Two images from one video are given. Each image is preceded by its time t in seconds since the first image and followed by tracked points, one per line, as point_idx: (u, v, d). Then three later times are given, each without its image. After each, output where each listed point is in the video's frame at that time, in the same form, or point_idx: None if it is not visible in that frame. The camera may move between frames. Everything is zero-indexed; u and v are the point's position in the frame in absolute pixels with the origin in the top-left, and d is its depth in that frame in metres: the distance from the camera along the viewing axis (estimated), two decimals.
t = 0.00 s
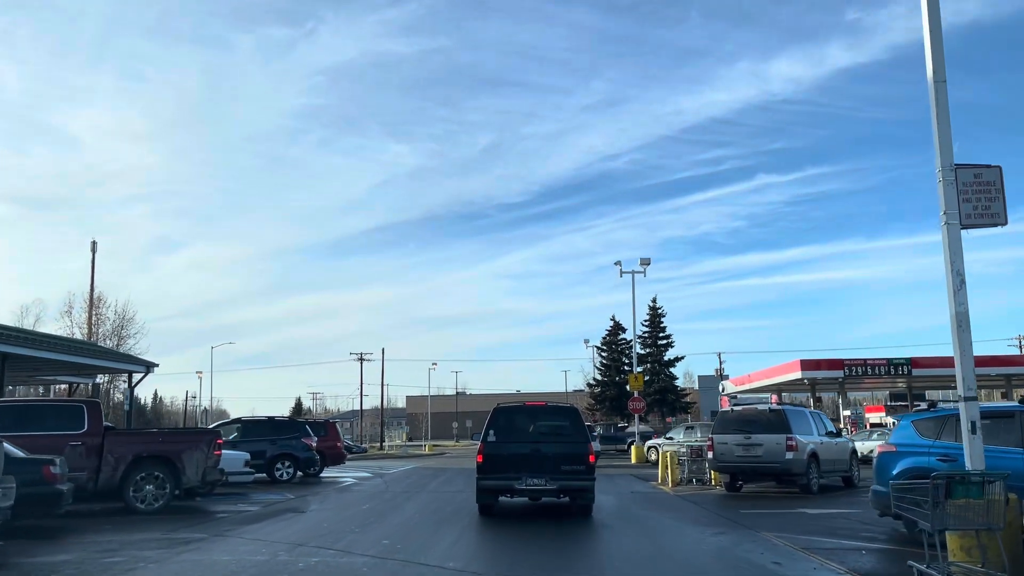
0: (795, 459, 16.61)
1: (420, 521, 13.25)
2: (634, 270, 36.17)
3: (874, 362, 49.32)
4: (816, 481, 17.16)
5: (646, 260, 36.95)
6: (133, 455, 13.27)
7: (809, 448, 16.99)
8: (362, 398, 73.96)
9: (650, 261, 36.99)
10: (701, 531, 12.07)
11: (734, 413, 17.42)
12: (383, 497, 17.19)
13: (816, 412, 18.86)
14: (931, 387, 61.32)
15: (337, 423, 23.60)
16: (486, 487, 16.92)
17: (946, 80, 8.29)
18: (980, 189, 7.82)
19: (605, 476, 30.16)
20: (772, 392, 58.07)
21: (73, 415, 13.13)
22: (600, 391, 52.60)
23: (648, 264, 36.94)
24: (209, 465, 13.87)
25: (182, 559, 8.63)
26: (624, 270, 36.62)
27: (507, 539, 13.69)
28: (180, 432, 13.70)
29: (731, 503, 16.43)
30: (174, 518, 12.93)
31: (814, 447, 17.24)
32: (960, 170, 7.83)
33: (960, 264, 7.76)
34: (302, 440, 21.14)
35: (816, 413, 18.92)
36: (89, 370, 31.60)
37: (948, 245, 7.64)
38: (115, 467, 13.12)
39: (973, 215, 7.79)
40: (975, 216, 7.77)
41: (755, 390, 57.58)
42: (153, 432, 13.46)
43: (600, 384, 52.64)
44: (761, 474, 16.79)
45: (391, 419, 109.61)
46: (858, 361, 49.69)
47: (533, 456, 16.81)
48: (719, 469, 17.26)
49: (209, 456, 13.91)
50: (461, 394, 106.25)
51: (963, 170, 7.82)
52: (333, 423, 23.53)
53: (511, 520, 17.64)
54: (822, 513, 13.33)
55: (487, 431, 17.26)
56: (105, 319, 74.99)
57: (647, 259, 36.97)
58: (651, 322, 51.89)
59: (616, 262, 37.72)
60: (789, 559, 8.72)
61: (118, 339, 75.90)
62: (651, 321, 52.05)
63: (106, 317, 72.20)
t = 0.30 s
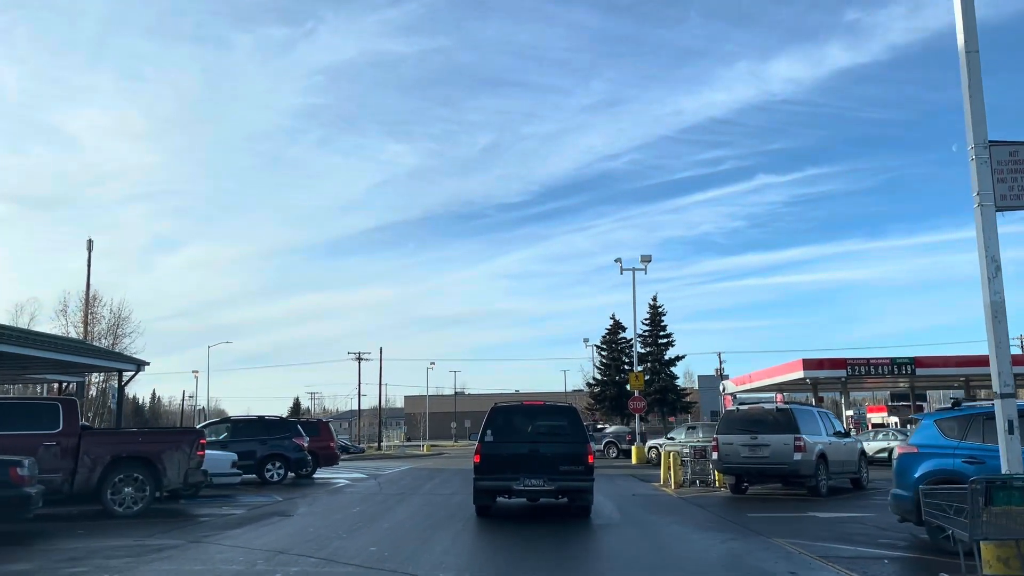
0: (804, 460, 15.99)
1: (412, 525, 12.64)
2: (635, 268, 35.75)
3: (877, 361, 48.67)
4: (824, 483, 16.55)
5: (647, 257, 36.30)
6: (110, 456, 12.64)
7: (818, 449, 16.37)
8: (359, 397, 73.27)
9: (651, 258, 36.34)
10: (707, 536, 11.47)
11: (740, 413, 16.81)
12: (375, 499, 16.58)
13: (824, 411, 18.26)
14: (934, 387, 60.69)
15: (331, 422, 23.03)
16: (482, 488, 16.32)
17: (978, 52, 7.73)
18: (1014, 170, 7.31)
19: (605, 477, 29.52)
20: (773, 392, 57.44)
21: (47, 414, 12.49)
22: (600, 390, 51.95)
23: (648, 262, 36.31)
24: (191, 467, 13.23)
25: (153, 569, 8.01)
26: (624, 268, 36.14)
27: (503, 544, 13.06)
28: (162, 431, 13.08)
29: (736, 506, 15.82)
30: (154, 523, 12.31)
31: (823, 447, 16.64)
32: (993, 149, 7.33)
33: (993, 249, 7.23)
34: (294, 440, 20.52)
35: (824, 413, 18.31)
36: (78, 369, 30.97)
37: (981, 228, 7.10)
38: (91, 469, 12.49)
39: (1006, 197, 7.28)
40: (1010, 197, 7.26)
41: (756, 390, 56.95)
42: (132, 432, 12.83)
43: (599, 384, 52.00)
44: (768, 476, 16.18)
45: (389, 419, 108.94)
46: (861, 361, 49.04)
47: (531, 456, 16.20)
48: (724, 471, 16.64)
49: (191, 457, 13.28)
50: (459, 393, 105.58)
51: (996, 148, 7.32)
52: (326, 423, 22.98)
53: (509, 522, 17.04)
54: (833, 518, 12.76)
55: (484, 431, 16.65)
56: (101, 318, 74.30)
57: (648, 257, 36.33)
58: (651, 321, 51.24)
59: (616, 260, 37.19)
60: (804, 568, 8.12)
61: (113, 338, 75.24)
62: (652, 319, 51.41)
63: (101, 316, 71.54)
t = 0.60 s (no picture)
0: (813, 462, 15.36)
1: (404, 528, 12.03)
2: (635, 266, 35.74)
3: (881, 361, 47.97)
4: (834, 485, 15.93)
5: (647, 254, 35.66)
6: (87, 457, 12.02)
7: (827, 450, 15.75)
8: (357, 397, 72.71)
9: (652, 255, 35.69)
10: (715, 542, 10.84)
11: (746, 412, 16.19)
12: (367, 501, 15.98)
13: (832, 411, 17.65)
14: (937, 387, 60.06)
15: (323, 422, 22.44)
16: (478, 490, 15.73)
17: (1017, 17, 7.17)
18: None
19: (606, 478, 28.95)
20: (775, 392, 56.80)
21: (20, 412, 11.84)
22: (600, 390, 51.30)
23: (649, 258, 35.69)
24: (171, 469, 12.61)
25: None
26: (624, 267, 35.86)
27: (498, 545, 12.48)
28: (141, 431, 12.46)
29: (743, 509, 15.20)
30: (130, 528, 11.70)
31: (832, 448, 16.02)
32: None
33: None
34: (285, 440, 19.88)
35: (833, 412, 17.68)
36: (67, 368, 30.36)
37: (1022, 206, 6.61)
38: (66, 470, 11.87)
39: None
40: None
41: (757, 390, 56.31)
42: (110, 432, 12.21)
43: (599, 383, 51.35)
44: (777, 478, 15.56)
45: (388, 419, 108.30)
46: (864, 361, 48.39)
47: (529, 456, 15.58)
48: (730, 473, 16.03)
49: (172, 458, 12.65)
50: (459, 393, 104.89)
51: None
52: (319, 422, 22.42)
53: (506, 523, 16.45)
54: (845, 522, 12.16)
55: (481, 431, 16.03)
56: (96, 316, 73.60)
57: (649, 253, 35.68)
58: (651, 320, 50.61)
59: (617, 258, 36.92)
60: None
61: (109, 337, 74.57)
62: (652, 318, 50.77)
63: (97, 315, 70.87)
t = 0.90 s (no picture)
0: (823, 463, 14.73)
1: (395, 533, 11.42)
2: (636, 265, 36.34)
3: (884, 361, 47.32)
4: (844, 488, 15.29)
5: (647, 251, 35.00)
6: (59, 458, 11.39)
7: (837, 451, 15.12)
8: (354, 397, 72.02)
9: (652, 252, 35.03)
10: (723, 548, 10.22)
11: (753, 412, 15.57)
12: (359, 504, 15.37)
13: (841, 410, 17.01)
14: (941, 387, 59.38)
15: (316, 422, 21.83)
16: (474, 491, 15.13)
17: None
18: None
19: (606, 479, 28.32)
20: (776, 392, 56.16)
21: None
22: (599, 389, 50.65)
23: (649, 256, 35.05)
24: (150, 470, 11.96)
25: None
26: (625, 266, 36.54)
27: (492, 548, 11.88)
28: (118, 430, 11.83)
29: (750, 512, 14.56)
30: (106, 533, 11.09)
31: (842, 448, 15.38)
32: None
33: None
34: (275, 440, 19.21)
35: (843, 412, 17.03)
36: (56, 366, 29.70)
37: None
38: (37, 472, 11.24)
39: None
40: None
41: (758, 390, 55.65)
42: (85, 431, 11.58)
43: (599, 382, 50.72)
44: (784, 480, 14.94)
45: (385, 419, 107.66)
46: (868, 360, 47.69)
47: (527, 456, 14.98)
48: (736, 474, 15.41)
49: (151, 459, 12.00)
50: (457, 393, 104.23)
51: None
52: (312, 422, 21.80)
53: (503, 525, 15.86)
54: (857, 527, 11.59)
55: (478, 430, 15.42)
56: (91, 315, 72.88)
57: (649, 251, 35.03)
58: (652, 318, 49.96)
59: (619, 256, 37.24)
60: None
61: (104, 336, 73.86)
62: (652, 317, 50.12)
63: (90, 314, 70.15)
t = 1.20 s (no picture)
0: (833, 465, 14.11)
1: (384, 538, 10.80)
2: (639, 262, 36.85)
3: (887, 360, 46.69)
4: (855, 490, 14.68)
5: (648, 248, 34.35)
6: (29, 460, 10.75)
7: (848, 452, 14.49)
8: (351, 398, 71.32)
9: (653, 249, 34.39)
10: (732, 556, 9.59)
11: (759, 410, 14.96)
12: (349, 506, 14.76)
13: (851, 409, 16.40)
14: (944, 387, 58.80)
15: (308, 422, 21.21)
16: (470, 493, 14.55)
17: None
18: None
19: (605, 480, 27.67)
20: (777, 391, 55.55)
21: None
22: (599, 389, 50.02)
23: (650, 253, 34.39)
24: (126, 473, 11.34)
25: None
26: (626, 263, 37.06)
27: (484, 553, 11.27)
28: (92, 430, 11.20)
29: (757, 515, 13.94)
30: (78, 539, 10.45)
31: (853, 449, 14.76)
32: None
33: None
34: (265, 441, 18.54)
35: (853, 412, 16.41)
36: (44, 364, 29.04)
37: None
38: (5, 475, 10.61)
39: None
40: None
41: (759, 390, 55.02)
42: (57, 431, 10.96)
43: (598, 382, 50.09)
44: (793, 482, 14.32)
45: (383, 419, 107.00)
46: (871, 360, 47.08)
47: (523, 457, 14.39)
48: (743, 476, 14.80)
49: (126, 460, 11.38)
50: (455, 394, 103.60)
51: None
52: (303, 421, 21.19)
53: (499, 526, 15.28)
54: (872, 533, 11.00)
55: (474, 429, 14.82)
56: (85, 315, 72.14)
57: (649, 247, 34.38)
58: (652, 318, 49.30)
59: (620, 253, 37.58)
60: None
61: (99, 336, 73.10)
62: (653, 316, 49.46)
63: (85, 314, 69.39)
